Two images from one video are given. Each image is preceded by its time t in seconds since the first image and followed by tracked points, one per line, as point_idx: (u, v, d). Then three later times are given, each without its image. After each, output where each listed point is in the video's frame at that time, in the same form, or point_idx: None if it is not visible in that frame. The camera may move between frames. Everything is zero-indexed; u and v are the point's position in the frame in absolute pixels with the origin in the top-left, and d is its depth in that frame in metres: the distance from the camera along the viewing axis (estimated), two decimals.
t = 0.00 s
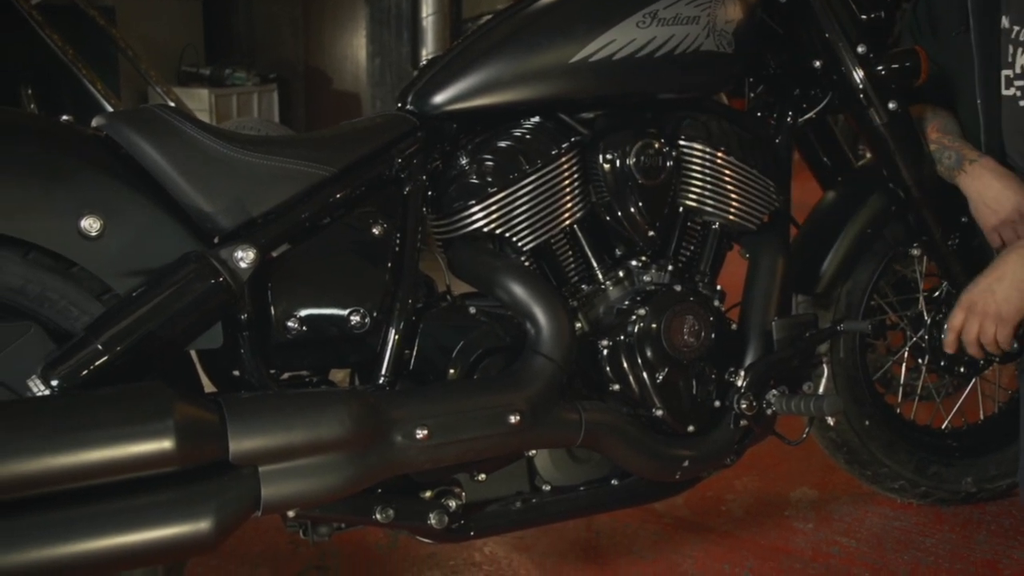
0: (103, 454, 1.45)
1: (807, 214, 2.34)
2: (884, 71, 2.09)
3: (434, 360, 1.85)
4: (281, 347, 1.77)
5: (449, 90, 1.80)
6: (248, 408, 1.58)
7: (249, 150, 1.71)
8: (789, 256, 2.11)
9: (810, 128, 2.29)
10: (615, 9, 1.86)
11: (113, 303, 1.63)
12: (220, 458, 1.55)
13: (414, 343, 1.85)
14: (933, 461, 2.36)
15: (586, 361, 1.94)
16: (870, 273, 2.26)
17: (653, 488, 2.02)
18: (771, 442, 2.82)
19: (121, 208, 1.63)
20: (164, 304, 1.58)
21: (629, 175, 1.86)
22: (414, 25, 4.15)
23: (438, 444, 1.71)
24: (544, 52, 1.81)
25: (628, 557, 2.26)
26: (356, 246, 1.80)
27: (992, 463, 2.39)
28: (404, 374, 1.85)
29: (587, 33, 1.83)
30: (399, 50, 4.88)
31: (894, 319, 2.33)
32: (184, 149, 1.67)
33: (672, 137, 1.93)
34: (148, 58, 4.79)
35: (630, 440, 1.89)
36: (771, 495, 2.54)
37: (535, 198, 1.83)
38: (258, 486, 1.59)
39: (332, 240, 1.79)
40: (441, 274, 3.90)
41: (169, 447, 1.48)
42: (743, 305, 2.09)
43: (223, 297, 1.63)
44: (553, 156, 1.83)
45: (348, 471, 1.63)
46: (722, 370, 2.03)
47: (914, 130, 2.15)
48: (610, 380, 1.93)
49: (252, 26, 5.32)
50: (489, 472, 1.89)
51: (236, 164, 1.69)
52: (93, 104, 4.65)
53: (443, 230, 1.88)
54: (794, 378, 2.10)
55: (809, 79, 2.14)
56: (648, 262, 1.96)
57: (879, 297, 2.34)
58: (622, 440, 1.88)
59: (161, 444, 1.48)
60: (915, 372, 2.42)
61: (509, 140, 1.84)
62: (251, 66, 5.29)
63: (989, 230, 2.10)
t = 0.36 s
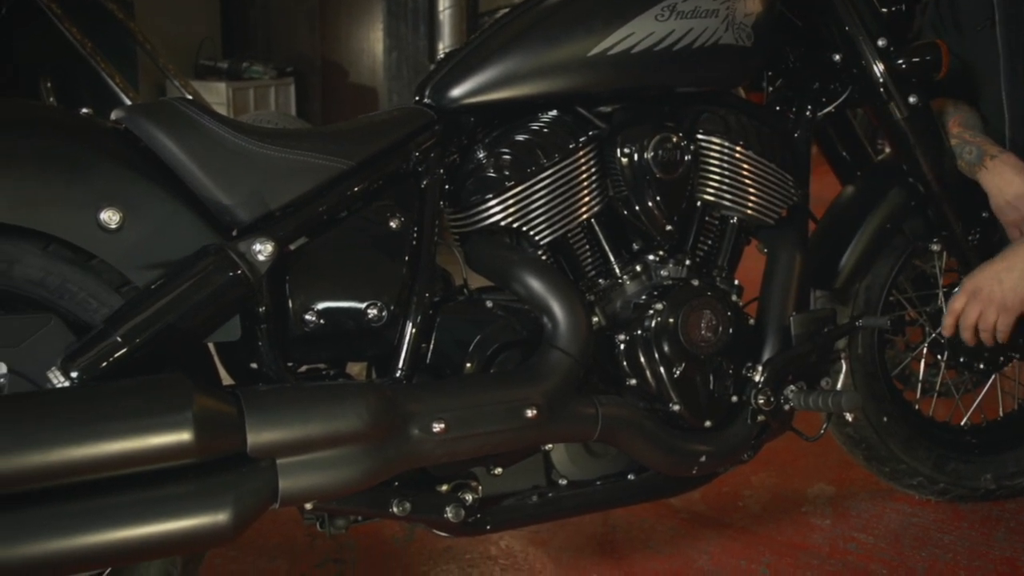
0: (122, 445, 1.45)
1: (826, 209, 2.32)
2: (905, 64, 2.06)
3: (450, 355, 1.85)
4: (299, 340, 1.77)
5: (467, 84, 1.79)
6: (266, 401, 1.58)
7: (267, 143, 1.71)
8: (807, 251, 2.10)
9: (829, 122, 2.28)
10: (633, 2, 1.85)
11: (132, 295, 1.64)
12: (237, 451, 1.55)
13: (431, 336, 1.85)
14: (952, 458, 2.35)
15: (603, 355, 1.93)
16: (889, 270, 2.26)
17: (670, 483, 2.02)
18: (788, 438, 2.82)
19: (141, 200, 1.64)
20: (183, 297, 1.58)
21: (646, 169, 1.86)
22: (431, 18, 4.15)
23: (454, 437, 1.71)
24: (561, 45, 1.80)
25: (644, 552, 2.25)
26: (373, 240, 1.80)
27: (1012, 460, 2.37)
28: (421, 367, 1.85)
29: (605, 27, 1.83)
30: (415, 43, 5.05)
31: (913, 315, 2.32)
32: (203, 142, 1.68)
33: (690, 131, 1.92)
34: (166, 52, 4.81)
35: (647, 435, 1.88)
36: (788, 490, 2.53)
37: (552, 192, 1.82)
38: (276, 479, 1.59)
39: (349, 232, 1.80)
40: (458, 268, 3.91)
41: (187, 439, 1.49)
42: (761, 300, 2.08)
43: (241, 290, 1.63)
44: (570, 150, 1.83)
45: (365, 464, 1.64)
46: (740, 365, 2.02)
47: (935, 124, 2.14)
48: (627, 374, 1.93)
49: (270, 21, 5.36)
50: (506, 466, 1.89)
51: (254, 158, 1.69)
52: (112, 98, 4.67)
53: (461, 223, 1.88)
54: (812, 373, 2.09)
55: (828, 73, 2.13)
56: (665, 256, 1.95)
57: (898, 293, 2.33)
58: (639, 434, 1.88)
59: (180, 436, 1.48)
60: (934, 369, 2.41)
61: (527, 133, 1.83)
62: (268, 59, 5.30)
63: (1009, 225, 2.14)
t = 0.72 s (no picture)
0: (146, 441, 1.46)
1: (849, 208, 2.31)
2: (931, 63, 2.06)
3: (471, 352, 1.85)
4: (322, 337, 1.78)
5: (489, 82, 1.80)
6: (288, 398, 1.59)
7: (290, 141, 1.71)
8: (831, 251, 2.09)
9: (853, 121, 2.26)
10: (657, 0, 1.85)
11: (156, 292, 1.65)
12: (260, 447, 1.56)
13: (453, 334, 1.86)
14: (976, 459, 2.33)
15: (625, 354, 1.93)
16: (914, 268, 2.23)
17: (692, 483, 2.01)
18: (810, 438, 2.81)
19: (166, 198, 1.64)
20: (206, 294, 1.59)
21: (669, 168, 1.85)
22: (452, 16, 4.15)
23: (475, 435, 1.71)
24: (584, 43, 1.80)
25: (664, 552, 2.25)
26: (395, 238, 1.80)
27: None
28: (443, 365, 1.85)
29: (629, 25, 1.82)
30: (438, 40, 4.98)
31: (937, 315, 2.33)
32: (226, 139, 1.68)
33: (714, 129, 1.92)
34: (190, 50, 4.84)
35: (668, 433, 1.88)
36: (809, 491, 2.52)
37: (575, 191, 1.82)
38: (298, 475, 1.60)
39: (371, 230, 1.80)
40: (480, 266, 3.91)
41: (211, 436, 1.49)
42: (784, 299, 2.07)
43: (264, 286, 1.64)
44: (593, 148, 1.83)
45: (386, 461, 1.64)
46: (762, 365, 2.01)
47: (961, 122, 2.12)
48: (648, 373, 1.92)
49: (292, 18, 5.37)
50: (527, 465, 1.89)
51: (277, 155, 1.70)
52: (136, 95, 4.71)
53: (483, 222, 1.88)
54: (835, 373, 2.08)
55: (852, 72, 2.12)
56: (687, 255, 1.95)
57: (922, 293, 2.33)
58: (660, 434, 1.87)
59: (203, 432, 1.49)
60: (958, 369, 2.39)
61: (549, 131, 1.83)
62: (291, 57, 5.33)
63: None
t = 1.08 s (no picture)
0: (169, 432, 1.47)
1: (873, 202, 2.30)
2: (959, 56, 2.03)
3: (493, 346, 1.85)
4: (343, 330, 1.77)
5: (512, 75, 1.79)
6: (309, 390, 1.59)
7: (312, 133, 1.72)
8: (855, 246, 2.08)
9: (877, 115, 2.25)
10: None
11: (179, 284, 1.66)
12: (281, 439, 1.56)
13: (474, 327, 1.85)
14: (1001, 457, 2.31)
15: (646, 348, 1.93)
16: (937, 267, 2.23)
17: (713, 478, 2.01)
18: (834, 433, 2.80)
19: (189, 190, 1.65)
20: (228, 287, 1.59)
21: (692, 161, 1.84)
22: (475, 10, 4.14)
23: (496, 428, 1.71)
24: (607, 37, 1.79)
25: (685, 547, 2.24)
26: (418, 232, 1.80)
27: None
28: (464, 358, 1.85)
29: (652, 18, 1.81)
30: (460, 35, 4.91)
31: (962, 311, 2.31)
32: (249, 132, 1.69)
33: (738, 123, 1.91)
34: (213, 44, 4.85)
35: (689, 428, 1.87)
36: (831, 487, 2.51)
37: (596, 184, 1.82)
38: (320, 467, 1.60)
39: (393, 223, 1.80)
40: (501, 260, 3.91)
41: (233, 426, 1.50)
42: (807, 294, 2.06)
43: (286, 276, 1.64)
44: (616, 142, 1.82)
45: (406, 453, 1.64)
46: (785, 360, 2.01)
47: (988, 117, 2.10)
48: (670, 368, 1.92)
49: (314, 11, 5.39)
50: (548, 458, 1.89)
51: (300, 148, 1.70)
52: (159, 89, 4.73)
53: (504, 215, 1.88)
54: (858, 369, 2.06)
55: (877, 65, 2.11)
56: (710, 249, 1.95)
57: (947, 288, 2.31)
58: (681, 429, 1.87)
59: (227, 423, 1.50)
60: (983, 366, 2.37)
61: (572, 125, 1.83)
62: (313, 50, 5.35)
63: None
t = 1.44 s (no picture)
0: (195, 422, 1.48)
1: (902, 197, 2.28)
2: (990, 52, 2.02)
3: (518, 340, 1.85)
4: (368, 323, 1.78)
5: (538, 68, 1.79)
6: (334, 382, 1.60)
7: (339, 126, 1.72)
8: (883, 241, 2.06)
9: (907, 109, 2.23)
10: None
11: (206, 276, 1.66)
12: (307, 431, 1.57)
13: (499, 321, 1.85)
14: None
15: (671, 343, 1.92)
16: (966, 262, 2.21)
17: (738, 474, 2.00)
18: (861, 429, 2.78)
19: (215, 183, 1.65)
20: (255, 280, 1.60)
21: (719, 155, 1.84)
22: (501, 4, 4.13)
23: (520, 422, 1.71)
24: (634, 30, 1.79)
25: (709, 542, 2.24)
26: (443, 225, 1.80)
27: None
28: (489, 352, 1.85)
29: (680, 12, 1.80)
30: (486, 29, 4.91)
31: (992, 308, 2.29)
32: (276, 125, 1.69)
33: (765, 117, 1.90)
34: (240, 37, 4.87)
35: (715, 423, 1.87)
36: (856, 484, 2.49)
37: (622, 178, 1.81)
38: (346, 459, 1.61)
39: (418, 216, 1.80)
40: (526, 253, 3.90)
41: (260, 418, 1.51)
42: (834, 289, 2.05)
43: (312, 269, 1.64)
44: (642, 136, 1.81)
45: (430, 446, 1.64)
46: (811, 356, 2.00)
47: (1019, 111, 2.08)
48: (695, 363, 1.91)
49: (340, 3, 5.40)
50: (572, 453, 1.89)
51: (326, 141, 1.71)
52: (186, 82, 4.76)
53: (529, 210, 1.89)
54: (886, 365, 2.05)
55: (908, 60, 2.06)
56: (736, 244, 1.93)
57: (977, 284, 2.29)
58: (707, 424, 1.86)
59: (253, 415, 1.51)
60: (1012, 363, 2.35)
61: (598, 119, 1.82)
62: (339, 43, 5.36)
63: None
